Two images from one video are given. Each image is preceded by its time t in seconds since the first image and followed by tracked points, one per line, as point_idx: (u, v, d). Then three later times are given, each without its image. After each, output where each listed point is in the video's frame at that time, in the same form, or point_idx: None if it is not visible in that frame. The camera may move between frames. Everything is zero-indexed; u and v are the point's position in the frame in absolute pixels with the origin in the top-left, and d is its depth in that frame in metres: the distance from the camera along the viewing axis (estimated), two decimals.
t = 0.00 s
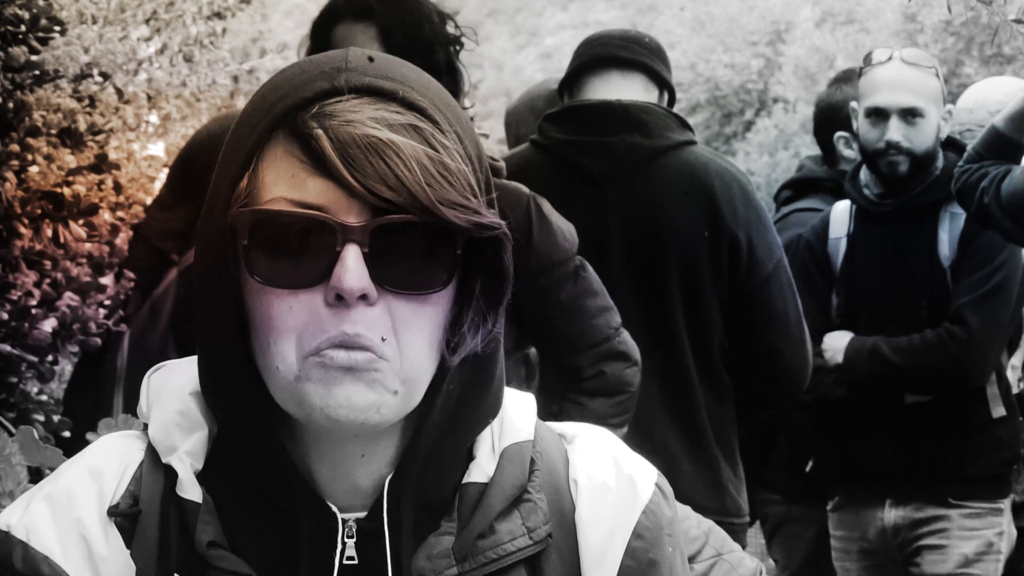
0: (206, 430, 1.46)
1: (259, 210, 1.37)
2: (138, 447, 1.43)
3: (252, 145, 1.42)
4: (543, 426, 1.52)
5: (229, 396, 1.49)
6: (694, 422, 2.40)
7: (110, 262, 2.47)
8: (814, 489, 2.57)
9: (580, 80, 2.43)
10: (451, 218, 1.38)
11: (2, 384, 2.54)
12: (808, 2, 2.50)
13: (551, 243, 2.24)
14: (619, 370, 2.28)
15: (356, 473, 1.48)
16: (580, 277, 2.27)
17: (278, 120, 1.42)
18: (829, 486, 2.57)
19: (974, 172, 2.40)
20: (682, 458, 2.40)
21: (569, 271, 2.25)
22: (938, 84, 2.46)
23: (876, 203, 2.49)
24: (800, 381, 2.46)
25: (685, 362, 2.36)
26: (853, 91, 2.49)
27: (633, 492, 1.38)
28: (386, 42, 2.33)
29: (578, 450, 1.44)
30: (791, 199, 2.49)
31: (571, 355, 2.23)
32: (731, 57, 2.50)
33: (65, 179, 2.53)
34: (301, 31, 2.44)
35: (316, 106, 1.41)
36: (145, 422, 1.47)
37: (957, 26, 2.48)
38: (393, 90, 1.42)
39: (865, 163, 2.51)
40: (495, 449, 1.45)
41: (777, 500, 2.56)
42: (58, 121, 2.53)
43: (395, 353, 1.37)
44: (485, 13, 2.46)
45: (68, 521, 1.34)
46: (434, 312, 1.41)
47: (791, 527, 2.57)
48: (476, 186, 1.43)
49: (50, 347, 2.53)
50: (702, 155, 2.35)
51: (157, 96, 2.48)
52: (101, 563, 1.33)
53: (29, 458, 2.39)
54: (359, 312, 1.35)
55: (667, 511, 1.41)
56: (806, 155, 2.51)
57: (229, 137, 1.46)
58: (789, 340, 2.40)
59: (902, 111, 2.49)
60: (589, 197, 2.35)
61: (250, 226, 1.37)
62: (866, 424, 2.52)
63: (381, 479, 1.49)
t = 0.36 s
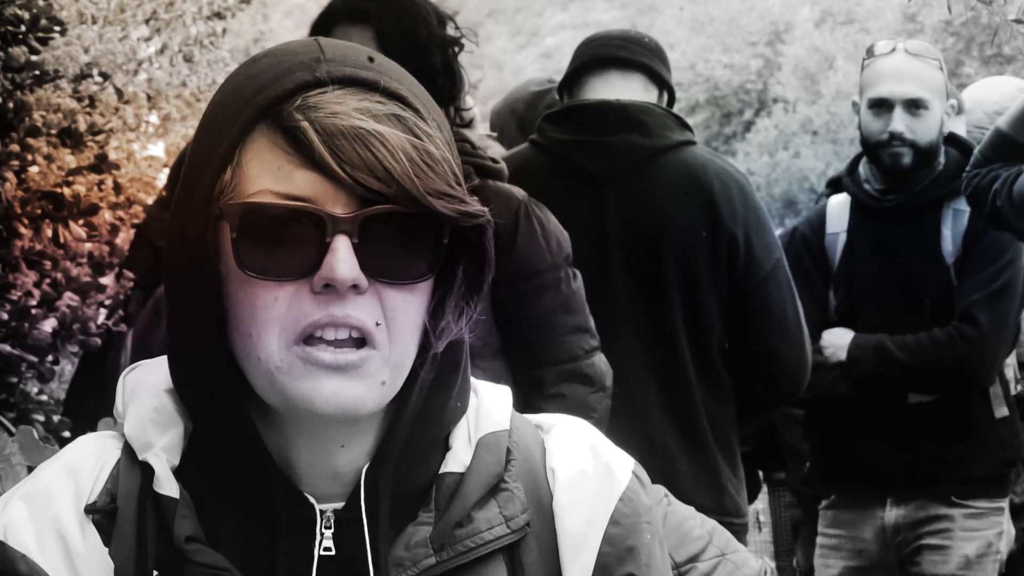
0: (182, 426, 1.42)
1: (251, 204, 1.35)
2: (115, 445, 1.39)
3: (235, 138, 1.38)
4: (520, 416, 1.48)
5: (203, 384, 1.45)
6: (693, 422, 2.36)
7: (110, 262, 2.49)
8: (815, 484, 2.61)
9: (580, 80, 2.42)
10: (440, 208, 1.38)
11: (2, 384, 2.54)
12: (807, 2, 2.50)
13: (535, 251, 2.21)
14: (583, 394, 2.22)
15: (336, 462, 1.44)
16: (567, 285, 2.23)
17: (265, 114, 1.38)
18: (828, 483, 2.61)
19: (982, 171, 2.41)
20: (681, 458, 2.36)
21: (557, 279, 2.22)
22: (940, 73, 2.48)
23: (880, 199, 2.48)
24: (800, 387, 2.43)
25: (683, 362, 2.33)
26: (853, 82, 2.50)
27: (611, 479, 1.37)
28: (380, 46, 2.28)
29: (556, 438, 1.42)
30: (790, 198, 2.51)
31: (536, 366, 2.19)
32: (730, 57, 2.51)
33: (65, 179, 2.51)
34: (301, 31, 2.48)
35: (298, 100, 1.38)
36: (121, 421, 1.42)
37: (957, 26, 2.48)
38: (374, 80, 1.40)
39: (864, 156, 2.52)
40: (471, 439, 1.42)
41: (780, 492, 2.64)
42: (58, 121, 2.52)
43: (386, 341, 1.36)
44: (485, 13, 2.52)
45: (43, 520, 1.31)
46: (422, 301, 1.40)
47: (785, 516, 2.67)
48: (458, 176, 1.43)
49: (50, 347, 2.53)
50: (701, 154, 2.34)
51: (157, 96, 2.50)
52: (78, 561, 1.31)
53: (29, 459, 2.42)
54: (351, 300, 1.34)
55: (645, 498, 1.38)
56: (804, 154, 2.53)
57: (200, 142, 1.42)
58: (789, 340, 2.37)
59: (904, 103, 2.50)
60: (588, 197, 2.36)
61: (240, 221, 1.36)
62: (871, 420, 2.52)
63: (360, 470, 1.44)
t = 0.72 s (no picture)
0: (173, 436, 1.57)
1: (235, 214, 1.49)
2: (110, 453, 1.54)
3: (228, 148, 1.51)
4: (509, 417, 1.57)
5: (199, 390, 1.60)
6: (692, 422, 2.38)
7: (111, 262, 2.49)
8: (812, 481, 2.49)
9: (580, 80, 2.43)
10: (424, 223, 1.48)
11: (2, 384, 2.54)
12: (807, 2, 2.49)
13: (532, 253, 2.32)
14: (571, 399, 2.32)
15: (320, 474, 1.60)
16: (563, 289, 2.32)
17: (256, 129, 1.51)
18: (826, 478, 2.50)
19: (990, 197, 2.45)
20: (679, 458, 2.38)
21: (563, 281, 2.32)
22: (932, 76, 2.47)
23: (876, 198, 2.47)
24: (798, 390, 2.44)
25: (681, 362, 2.35)
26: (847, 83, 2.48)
27: (597, 482, 1.44)
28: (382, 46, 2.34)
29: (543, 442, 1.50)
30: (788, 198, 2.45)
31: (525, 369, 2.28)
32: (730, 57, 2.47)
33: (65, 179, 2.52)
34: (301, 31, 2.44)
35: (286, 112, 1.49)
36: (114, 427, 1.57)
37: (957, 26, 2.47)
38: (359, 93, 1.50)
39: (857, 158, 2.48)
40: (458, 444, 1.50)
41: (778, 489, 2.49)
42: (58, 121, 2.53)
43: (367, 354, 1.51)
44: (485, 13, 2.44)
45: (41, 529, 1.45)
46: (404, 317, 1.54)
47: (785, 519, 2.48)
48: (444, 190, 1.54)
49: (50, 347, 2.52)
50: (701, 155, 2.38)
51: (157, 96, 2.48)
52: (76, 569, 1.44)
53: (28, 458, 2.51)
54: (333, 317, 1.47)
55: (632, 500, 1.45)
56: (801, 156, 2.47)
57: (194, 142, 1.54)
58: (788, 340, 2.40)
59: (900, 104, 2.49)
60: (588, 196, 2.37)
61: (223, 231, 1.50)
62: (870, 420, 2.46)
63: (346, 480, 1.60)
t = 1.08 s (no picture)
0: (176, 454, 1.41)
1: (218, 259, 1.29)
2: (110, 471, 1.39)
3: (207, 183, 1.33)
4: (512, 436, 1.48)
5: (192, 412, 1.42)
6: (692, 422, 2.37)
7: (110, 262, 2.50)
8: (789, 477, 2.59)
9: (580, 80, 2.42)
10: (406, 258, 1.31)
11: (2, 384, 2.55)
12: (807, 2, 2.49)
13: (534, 253, 2.24)
14: (572, 398, 2.26)
15: (325, 500, 1.43)
16: (563, 289, 2.25)
17: (239, 162, 1.33)
18: (801, 478, 2.58)
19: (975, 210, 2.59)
20: (679, 459, 2.37)
21: (563, 281, 2.25)
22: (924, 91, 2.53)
23: (856, 194, 2.51)
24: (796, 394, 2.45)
25: (680, 363, 2.33)
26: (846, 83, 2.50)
27: (601, 500, 1.36)
28: (377, 48, 2.26)
29: (548, 459, 1.42)
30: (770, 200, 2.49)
31: (527, 368, 2.23)
32: (730, 57, 2.50)
33: (65, 179, 2.53)
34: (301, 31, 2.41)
35: (272, 147, 1.32)
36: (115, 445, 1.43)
37: (956, 26, 2.54)
38: (347, 125, 1.33)
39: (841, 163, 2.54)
40: (466, 467, 1.41)
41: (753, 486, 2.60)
42: (58, 121, 2.53)
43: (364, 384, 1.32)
44: (485, 13, 2.44)
45: (40, 553, 1.30)
46: (399, 348, 1.35)
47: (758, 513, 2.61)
48: (434, 221, 1.36)
49: (50, 347, 2.54)
50: (700, 155, 2.34)
51: (157, 96, 2.48)
52: None
53: (28, 459, 2.40)
54: (324, 354, 1.29)
55: (638, 520, 1.38)
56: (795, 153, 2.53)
57: (186, 174, 1.38)
58: (788, 342, 2.38)
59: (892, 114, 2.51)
60: (587, 196, 2.36)
61: (208, 274, 1.30)
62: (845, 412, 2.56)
63: (352, 506, 1.44)
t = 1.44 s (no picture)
0: (179, 455, 1.45)
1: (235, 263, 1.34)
2: (111, 472, 1.40)
3: (223, 186, 1.38)
4: (510, 431, 1.56)
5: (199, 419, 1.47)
6: (692, 422, 2.37)
7: (110, 262, 2.50)
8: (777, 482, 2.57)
9: (580, 79, 2.42)
10: (427, 260, 1.39)
11: (2, 384, 2.55)
12: (807, 2, 2.49)
13: (526, 253, 2.22)
14: (566, 400, 2.24)
15: (332, 501, 1.50)
16: (554, 290, 2.24)
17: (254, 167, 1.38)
18: (798, 478, 2.57)
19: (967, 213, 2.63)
20: (678, 459, 2.37)
21: (554, 282, 2.24)
22: (916, 102, 2.55)
23: (844, 197, 2.53)
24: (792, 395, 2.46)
25: (680, 363, 2.34)
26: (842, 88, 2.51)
27: (601, 498, 1.43)
28: (368, 51, 2.23)
29: (547, 455, 1.49)
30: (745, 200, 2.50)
31: (520, 369, 2.21)
32: (730, 56, 2.50)
33: (65, 179, 2.52)
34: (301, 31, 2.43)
35: (286, 150, 1.36)
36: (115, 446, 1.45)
37: (956, 26, 2.54)
38: (363, 129, 1.38)
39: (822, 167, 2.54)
40: (466, 463, 1.49)
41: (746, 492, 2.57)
42: (58, 121, 2.53)
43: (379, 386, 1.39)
44: (485, 13, 2.44)
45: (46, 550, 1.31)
46: (415, 348, 1.43)
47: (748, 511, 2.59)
48: (451, 224, 1.43)
49: (50, 347, 2.54)
50: (699, 155, 2.35)
51: (157, 96, 2.48)
52: None
53: (28, 459, 2.38)
54: (341, 355, 1.36)
55: (637, 514, 1.44)
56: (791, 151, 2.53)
57: (199, 176, 1.42)
58: (788, 342, 2.36)
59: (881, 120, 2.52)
60: (587, 197, 2.36)
61: (224, 279, 1.35)
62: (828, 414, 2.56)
63: (358, 506, 1.51)
